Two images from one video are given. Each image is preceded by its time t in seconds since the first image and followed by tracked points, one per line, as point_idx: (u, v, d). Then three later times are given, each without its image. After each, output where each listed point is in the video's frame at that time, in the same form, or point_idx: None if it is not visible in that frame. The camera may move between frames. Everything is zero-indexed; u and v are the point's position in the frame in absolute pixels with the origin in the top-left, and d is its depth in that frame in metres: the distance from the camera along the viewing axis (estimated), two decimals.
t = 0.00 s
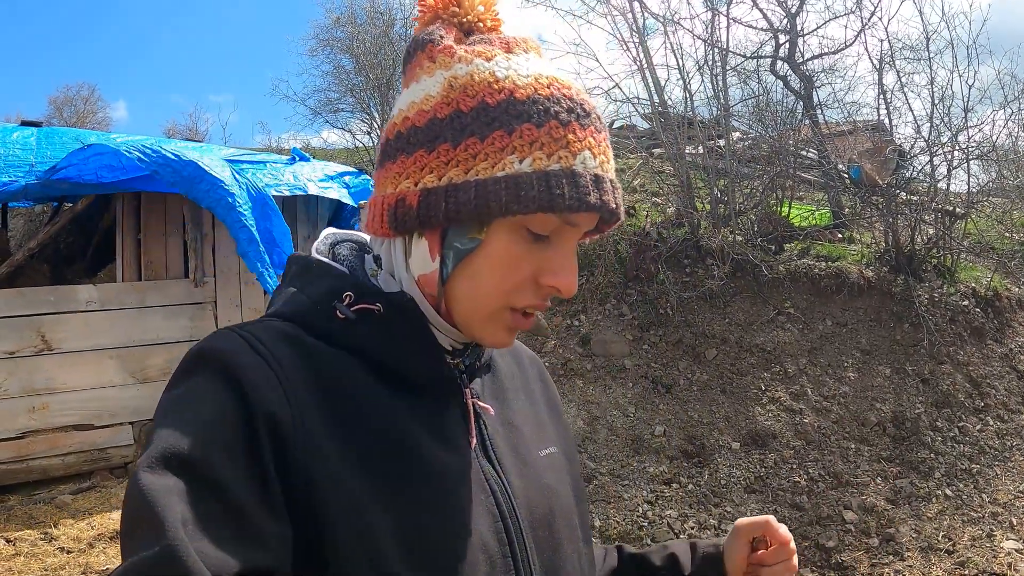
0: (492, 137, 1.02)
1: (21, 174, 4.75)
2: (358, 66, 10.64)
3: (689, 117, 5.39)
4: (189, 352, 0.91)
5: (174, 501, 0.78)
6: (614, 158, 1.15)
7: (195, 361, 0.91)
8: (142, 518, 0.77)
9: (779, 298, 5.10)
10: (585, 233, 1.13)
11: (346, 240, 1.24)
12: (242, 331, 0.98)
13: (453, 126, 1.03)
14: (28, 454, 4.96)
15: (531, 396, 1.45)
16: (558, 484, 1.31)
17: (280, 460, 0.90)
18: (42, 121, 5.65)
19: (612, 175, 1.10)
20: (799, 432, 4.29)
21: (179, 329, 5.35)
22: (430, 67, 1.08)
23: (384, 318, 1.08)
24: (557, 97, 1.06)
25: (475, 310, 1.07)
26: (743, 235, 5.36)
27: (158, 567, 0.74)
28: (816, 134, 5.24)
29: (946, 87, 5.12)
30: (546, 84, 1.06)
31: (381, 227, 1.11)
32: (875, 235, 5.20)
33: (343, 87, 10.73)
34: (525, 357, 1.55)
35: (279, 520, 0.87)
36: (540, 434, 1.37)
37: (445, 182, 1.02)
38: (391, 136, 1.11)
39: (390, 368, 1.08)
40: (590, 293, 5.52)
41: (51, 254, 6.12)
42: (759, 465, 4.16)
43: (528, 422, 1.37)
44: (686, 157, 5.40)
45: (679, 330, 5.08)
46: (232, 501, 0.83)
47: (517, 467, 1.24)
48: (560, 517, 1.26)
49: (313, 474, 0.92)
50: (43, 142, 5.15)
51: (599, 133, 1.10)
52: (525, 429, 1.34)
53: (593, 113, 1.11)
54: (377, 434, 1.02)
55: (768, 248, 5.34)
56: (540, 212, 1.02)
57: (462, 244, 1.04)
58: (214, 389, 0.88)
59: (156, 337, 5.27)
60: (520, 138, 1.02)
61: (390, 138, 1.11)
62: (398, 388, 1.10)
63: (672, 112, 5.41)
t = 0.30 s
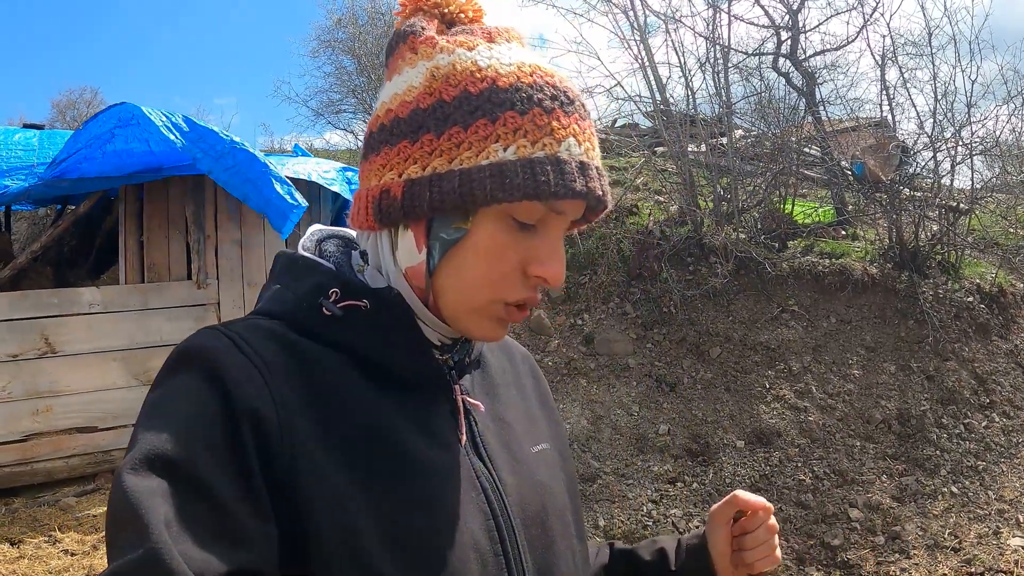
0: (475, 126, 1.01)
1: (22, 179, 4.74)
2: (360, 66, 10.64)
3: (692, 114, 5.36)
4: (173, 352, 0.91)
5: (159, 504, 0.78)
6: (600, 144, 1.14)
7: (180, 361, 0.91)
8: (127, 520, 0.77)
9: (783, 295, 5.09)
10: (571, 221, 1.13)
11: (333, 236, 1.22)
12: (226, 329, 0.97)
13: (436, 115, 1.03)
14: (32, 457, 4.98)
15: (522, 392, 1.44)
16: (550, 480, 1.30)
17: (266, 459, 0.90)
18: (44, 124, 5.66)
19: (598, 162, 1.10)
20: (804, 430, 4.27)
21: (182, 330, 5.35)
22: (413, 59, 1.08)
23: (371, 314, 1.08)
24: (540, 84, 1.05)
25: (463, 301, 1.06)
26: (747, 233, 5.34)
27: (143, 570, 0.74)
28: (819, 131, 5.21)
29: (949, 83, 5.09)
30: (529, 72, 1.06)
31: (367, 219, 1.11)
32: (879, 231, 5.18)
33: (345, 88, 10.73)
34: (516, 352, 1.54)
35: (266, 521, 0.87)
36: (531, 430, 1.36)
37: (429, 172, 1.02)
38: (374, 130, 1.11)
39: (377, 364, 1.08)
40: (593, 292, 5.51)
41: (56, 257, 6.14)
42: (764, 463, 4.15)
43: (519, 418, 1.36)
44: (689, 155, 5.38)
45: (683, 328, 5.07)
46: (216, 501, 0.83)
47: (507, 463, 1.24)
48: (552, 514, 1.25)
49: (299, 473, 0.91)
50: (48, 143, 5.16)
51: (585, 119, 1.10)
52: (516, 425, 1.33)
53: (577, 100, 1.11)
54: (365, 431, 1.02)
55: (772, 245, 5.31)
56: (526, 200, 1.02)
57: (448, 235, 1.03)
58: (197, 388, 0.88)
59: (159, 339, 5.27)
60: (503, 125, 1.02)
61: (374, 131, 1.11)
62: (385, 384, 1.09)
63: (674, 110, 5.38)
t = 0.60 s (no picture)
0: (490, 131, 1.01)
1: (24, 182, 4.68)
2: (362, 68, 10.66)
3: (695, 115, 5.37)
4: (189, 357, 0.91)
5: (178, 508, 0.78)
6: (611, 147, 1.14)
7: (197, 366, 0.90)
8: (146, 525, 0.77)
9: (787, 295, 5.09)
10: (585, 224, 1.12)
11: (346, 241, 1.22)
12: (242, 334, 0.97)
13: (450, 122, 1.02)
14: (37, 460, 4.96)
15: (535, 396, 1.44)
16: (563, 483, 1.29)
17: (282, 464, 0.89)
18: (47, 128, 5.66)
19: (610, 166, 1.10)
20: (809, 430, 4.26)
21: (185, 333, 5.35)
22: (425, 66, 1.08)
23: (386, 320, 1.07)
24: (553, 89, 1.06)
25: (479, 307, 1.06)
26: (750, 233, 5.34)
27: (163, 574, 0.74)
28: (823, 130, 5.21)
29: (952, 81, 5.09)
30: (541, 78, 1.06)
31: (381, 226, 1.11)
32: (883, 231, 5.18)
33: (347, 89, 10.75)
34: (528, 355, 1.54)
35: (283, 525, 0.87)
36: (545, 433, 1.36)
37: (445, 179, 1.01)
38: (388, 138, 1.10)
39: (392, 369, 1.08)
40: (597, 292, 5.51)
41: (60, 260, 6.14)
42: (770, 464, 4.14)
43: (532, 421, 1.35)
44: (693, 155, 5.39)
45: (687, 329, 5.07)
46: (232, 503, 0.82)
47: (521, 467, 1.23)
48: (566, 517, 1.24)
49: (316, 477, 0.91)
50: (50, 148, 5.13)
51: (596, 123, 1.10)
52: (528, 429, 1.32)
53: (588, 104, 1.11)
54: (381, 436, 1.01)
55: (776, 245, 5.31)
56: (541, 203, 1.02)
57: (464, 240, 1.03)
58: (214, 391, 0.88)
59: (163, 341, 5.27)
60: (518, 130, 1.02)
61: (387, 138, 1.11)
62: (399, 389, 1.09)
63: (678, 111, 5.39)
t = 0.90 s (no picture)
0: (484, 124, 1.01)
1: (24, 187, 4.65)
2: (362, 68, 10.68)
3: (695, 114, 5.37)
4: (192, 348, 0.92)
5: (178, 497, 0.78)
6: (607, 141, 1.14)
7: (200, 356, 0.91)
8: (146, 514, 0.77)
9: (787, 295, 5.09)
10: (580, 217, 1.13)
11: (347, 235, 1.23)
12: (245, 325, 0.98)
13: (446, 116, 1.03)
14: (38, 460, 4.96)
15: (537, 388, 1.44)
16: (564, 475, 1.30)
17: (283, 454, 0.89)
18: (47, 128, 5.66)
19: (604, 158, 1.10)
20: (809, 429, 4.27)
21: (185, 332, 5.35)
22: (422, 63, 1.09)
23: (387, 312, 1.08)
24: (547, 84, 1.06)
25: (474, 298, 1.06)
26: (750, 232, 5.34)
27: (163, 563, 0.74)
28: (823, 130, 5.21)
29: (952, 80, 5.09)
30: (535, 73, 1.06)
31: (378, 218, 1.12)
32: (883, 230, 5.18)
33: (347, 89, 10.76)
34: (530, 348, 1.54)
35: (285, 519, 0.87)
36: (546, 425, 1.36)
37: (441, 171, 1.02)
38: (386, 132, 1.11)
39: (393, 360, 1.08)
40: (597, 292, 5.50)
41: (61, 260, 6.14)
42: (770, 463, 4.14)
43: (535, 413, 1.36)
44: (693, 155, 5.39)
45: (687, 328, 5.07)
46: (232, 494, 0.82)
47: (523, 458, 1.24)
48: (567, 509, 1.25)
49: (316, 468, 0.91)
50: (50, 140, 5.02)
51: (589, 117, 1.10)
52: (531, 421, 1.33)
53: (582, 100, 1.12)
54: (382, 427, 1.02)
55: (776, 245, 5.31)
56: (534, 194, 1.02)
57: (460, 230, 1.04)
58: (216, 382, 0.88)
59: (163, 342, 5.27)
60: (512, 123, 1.02)
61: (384, 133, 1.11)
62: (401, 381, 1.09)
63: (678, 110, 5.39)
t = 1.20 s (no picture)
0: (409, 91, 1.09)
1: (22, 188, 4.60)
2: (361, 67, 10.68)
3: (694, 114, 5.37)
4: (201, 344, 0.92)
5: (191, 493, 0.78)
6: (545, 78, 1.14)
7: (209, 352, 0.91)
8: (159, 511, 0.78)
9: (786, 294, 5.09)
10: (529, 155, 1.14)
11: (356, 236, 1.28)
12: (254, 321, 0.98)
13: (382, 98, 1.12)
14: (37, 458, 4.95)
15: (542, 387, 1.44)
16: (571, 471, 1.29)
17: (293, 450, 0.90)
18: (46, 125, 5.65)
19: (530, 88, 1.10)
20: (808, 428, 4.27)
21: (183, 330, 5.35)
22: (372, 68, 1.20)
23: (394, 309, 1.09)
24: (464, 42, 1.11)
25: (431, 250, 1.11)
26: (749, 231, 5.33)
27: (178, 560, 0.74)
28: (821, 130, 5.21)
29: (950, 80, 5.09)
30: (456, 38, 1.12)
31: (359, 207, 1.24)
32: (881, 230, 5.19)
33: (346, 88, 10.76)
34: (535, 348, 1.55)
35: (295, 507, 0.87)
36: (553, 423, 1.36)
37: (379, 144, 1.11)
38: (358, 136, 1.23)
39: (400, 356, 1.09)
40: (596, 291, 5.49)
41: (59, 258, 6.13)
42: (769, 462, 4.14)
43: (541, 411, 1.36)
44: (692, 154, 5.39)
45: (687, 327, 5.07)
46: (242, 487, 0.83)
47: (532, 454, 1.23)
48: (575, 506, 1.24)
49: (326, 463, 0.91)
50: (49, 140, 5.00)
51: (514, 58, 1.12)
52: (538, 418, 1.32)
53: (507, 45, 1.14)
54: (391, 422, 1.02)
55: (775, 244, 5.31)
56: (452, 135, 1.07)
57: (404, 191, 1.12)
58: (225, 376, 0.88)
59: (161, 339, 5.26)
60: (429, 81, 1.08)
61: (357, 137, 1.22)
62: (409, 377, 1.10)
63: (677, 110, 5.38)
